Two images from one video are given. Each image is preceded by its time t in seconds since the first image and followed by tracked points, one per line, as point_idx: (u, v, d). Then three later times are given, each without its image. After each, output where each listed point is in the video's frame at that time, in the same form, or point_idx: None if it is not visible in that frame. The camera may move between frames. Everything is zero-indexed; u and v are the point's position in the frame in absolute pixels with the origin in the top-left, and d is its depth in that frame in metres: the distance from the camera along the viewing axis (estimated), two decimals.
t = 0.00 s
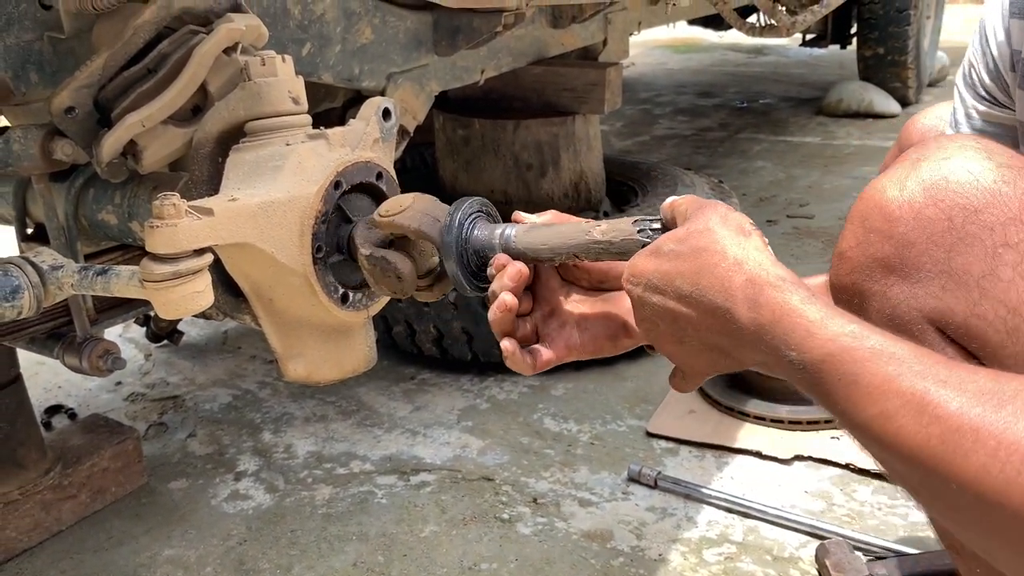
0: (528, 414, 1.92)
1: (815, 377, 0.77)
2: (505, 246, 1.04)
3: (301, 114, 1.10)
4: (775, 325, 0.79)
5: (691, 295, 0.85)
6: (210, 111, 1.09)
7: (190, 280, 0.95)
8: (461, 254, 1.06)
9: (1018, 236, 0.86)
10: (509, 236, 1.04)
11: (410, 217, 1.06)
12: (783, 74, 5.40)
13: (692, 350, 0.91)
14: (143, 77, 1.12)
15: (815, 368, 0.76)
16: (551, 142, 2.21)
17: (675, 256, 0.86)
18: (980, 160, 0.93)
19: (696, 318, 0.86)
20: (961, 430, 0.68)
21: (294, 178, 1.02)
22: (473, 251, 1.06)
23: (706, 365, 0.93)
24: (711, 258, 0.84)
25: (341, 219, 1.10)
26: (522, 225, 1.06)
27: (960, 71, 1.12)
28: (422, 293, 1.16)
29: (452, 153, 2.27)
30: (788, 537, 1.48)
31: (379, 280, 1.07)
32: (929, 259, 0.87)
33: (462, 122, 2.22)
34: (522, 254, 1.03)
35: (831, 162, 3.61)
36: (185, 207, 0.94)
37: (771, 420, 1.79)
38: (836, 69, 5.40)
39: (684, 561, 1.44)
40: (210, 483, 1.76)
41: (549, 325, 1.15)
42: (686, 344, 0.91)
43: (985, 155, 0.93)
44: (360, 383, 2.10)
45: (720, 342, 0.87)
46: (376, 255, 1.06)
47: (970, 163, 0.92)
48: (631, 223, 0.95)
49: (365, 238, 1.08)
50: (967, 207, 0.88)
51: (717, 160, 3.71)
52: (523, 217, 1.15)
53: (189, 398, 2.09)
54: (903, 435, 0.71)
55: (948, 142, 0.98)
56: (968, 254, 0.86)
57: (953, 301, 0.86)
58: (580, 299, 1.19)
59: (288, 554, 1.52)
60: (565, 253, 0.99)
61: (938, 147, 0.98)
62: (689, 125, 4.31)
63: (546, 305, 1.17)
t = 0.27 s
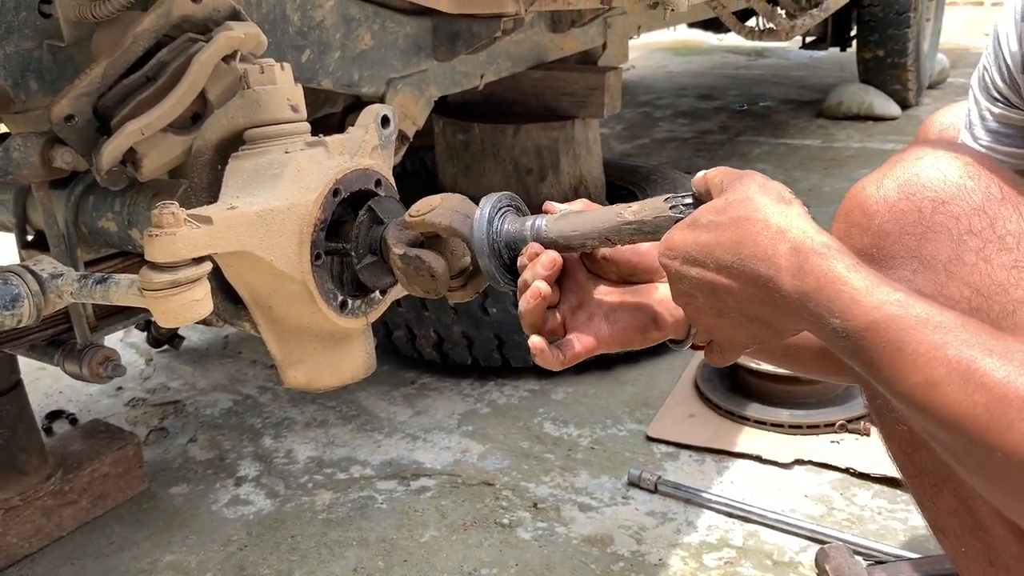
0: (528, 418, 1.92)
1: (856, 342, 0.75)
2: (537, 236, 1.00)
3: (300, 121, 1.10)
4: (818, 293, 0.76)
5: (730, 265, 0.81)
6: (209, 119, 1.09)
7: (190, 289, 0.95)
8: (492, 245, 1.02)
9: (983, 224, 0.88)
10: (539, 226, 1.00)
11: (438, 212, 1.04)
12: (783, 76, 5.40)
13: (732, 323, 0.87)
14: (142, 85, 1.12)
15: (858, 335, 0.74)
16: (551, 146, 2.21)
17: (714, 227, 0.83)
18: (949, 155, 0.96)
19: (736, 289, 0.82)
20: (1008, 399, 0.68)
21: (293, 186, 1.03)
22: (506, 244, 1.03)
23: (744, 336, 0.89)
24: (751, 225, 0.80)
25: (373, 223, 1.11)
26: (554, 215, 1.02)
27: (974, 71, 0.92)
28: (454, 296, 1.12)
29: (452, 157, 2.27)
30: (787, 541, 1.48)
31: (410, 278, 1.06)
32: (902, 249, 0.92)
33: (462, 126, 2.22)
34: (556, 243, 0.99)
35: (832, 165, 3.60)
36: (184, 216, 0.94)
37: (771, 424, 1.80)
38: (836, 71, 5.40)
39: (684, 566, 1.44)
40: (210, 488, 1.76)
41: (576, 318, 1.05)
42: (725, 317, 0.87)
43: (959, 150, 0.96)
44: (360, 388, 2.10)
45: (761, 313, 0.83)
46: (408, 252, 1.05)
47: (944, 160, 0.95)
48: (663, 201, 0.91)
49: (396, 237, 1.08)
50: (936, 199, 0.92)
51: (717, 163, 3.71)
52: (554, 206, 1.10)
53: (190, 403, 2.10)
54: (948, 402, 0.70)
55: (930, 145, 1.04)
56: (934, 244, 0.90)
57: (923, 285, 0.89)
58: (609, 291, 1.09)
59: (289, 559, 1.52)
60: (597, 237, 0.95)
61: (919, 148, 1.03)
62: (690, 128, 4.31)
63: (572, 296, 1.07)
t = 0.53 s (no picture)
0: (529, 421, 1.92)
1: (1004, 368, 0.70)
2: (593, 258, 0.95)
3: (300, 125, 1.10)
4: (953, 319, 0.71)
5: (837, 298, 0.74)
6: (210, 122, 1.09)
7: (191, 292, 0.95)
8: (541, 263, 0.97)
9: (962, 218, 1.08)
10: (596, 249, 0.95)
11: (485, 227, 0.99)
12: (783, 79, 5.41)
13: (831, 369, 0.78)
14: (143, 88, 1.12)
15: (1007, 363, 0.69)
16: (551, 149, 2.21)
17: (805, 254, 0.75)
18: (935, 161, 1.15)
19: (841, 326, 0.74)
20: None
21: (293, 188, 1.03)
22: (556, 263, 0.98)
23: (834, 381, 0.78)
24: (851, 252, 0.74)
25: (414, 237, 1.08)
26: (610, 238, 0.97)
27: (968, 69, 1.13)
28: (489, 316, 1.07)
29: (453, 160, 2.27)
30: (788, 543, 1.48)
31: (449, 293, 1.01)
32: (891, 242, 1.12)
33: (463, 129, 2.22)
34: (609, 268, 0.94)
35: (832, 167, 3.61)
36: (185, 219, 0.94)
37: (772, 426, 1.80)
38: (836, 73, 5.41)
39: (685, 568, 1.44)
40: (211, 491, 1.76)
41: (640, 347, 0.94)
42: (816, 359, 0.77)
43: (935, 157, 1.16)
44: (361, 391, 2.10)
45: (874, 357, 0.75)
46: (450, 267, 1.00)
47: (926, 164, 1.15)
48: (738, 232, 0.84)
49: (435, 251, 1.04)
50: (918, 198, 1.12)
51: (718, 165, 3.71)
52: (612, 228, 1.06)
53: (191, 406, 2.10)
54: None
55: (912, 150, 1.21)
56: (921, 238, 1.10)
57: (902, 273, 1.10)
58: (668, 315, 0.98)
59: (290, 562, 1.52)
60: (660, 263, 0.89)
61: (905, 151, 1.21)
62: (690, 130, 4.31)
63: (633, 323, 0.96)
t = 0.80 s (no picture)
0: (531, 424, 1.92)
1: None
2: (696, 325, 0.84)
3: (302, 129, 1.10)
4: None
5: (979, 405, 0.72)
6: (212, 126, 1.10)
7: (193, 295, 0.95)
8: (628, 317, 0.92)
9: (919, 225, 1.06)
10: (699, 316, 0.85)
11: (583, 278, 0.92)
12: (784, 81, 5.41)
13: (977, 477, 0.75)
14: (145, 92, 1.12)
15: None
16: (552, 151, 2.22)
17: (942, 357, 0.72)
18: (887, 179, 1.13)
19: (989, 437, 0.72)
20: None
21: (295, 192, 1.03)
22: (657, 325, 0.87)
23: (987, 495, 0.75)
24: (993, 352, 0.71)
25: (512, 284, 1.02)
26: (720, 304, 0.86)
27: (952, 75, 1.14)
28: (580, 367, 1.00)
29: (454, 163, 2.28)
30: (789, 546, 1.48)
31: (541, 339, 0.96)
32: (852, 250, 1.07)
33: (464, 132, 2.23)
34: (716, 338, 0.84)
35: (833, 169, 3.61)
36: (187, 223, 0.94)
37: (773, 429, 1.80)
38: (836, 76, 5.41)
39: (686, 571, 1.44)
40: (213, 494, 1.76)
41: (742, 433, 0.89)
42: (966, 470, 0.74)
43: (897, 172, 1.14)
44: (363, 394, 2.11)
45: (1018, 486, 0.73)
46: (546, 314, 0.95)
47: (885, 176, 1.13)
48: (861, 311, 0.77)
49: (529, 294, 0.99)
50: (878, 208, 1.09)
51: (719, 168, 3.71)
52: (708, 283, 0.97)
53: (193, 409, 2.10)
54: None
55: (870, 165, 1.19)
56: (880, 244, 1.06)
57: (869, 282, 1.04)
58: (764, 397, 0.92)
59: (291, 565, 1.53)
60: (774, 340, 0.79)
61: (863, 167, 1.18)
62: (691, 133, 4.31)
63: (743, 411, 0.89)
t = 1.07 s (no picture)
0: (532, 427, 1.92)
1: None
2: (718, 363, 0.85)
3: (304, 132, 1.11)
4: None
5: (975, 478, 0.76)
6: (214, 129, 1.10)
7: (194, 299, 0.95)
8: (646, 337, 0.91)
9: (917, 253, 1.06)
10: (716, 356, 0.85)
11: (618, 301, 0.92)
12: (786, 84, 5.41)
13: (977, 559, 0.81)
14: (147, 96, 1.13)
15: None
16: (554, 154, 2.22)
17: (937, 440, 0.76)
18: (879, 208, 1.13)
19: (987, 518, 0.77)
20: None
21: (297, 195, 1.03)
22: (672, 354, 0.87)
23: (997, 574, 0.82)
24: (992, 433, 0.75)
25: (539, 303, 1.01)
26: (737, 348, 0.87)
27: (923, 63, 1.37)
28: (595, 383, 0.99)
29: (455, 166, 2.28)
30: (790, 549, 1.48)
31: (568, 355, 0.93)
32: (849, 282, 1.08)
33: (466, 135, 2.23)
34: (728, 382, 0.85)
35: (835, 172, 3.61)
36: (189, 226, 0.94)
37: (775, 432, 1.79)
38: (838, 78, 5.42)
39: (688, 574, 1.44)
40: (215, 497, 1.76)
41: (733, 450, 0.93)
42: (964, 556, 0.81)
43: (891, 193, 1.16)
44: (364, 396, 2.11)
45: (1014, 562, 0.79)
46: (576, 331, 0.93)
47: (876, 203, 1.14)
48: (870, 377, 0.79)
49: (561, 308, 0.98)
50: (873, 237, 1.09)
51: (720, 171, 3.72)
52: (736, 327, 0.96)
53: (194, 412, 2.10)
54: None
55: (859, 186, 1.20)
56: (879, 276, 1.06)
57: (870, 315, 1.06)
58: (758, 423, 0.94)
59: (293, 568, 1.53)
60: (781, 390, 0.81)
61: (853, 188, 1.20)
62: (693, 135, 4.31)
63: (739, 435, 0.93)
